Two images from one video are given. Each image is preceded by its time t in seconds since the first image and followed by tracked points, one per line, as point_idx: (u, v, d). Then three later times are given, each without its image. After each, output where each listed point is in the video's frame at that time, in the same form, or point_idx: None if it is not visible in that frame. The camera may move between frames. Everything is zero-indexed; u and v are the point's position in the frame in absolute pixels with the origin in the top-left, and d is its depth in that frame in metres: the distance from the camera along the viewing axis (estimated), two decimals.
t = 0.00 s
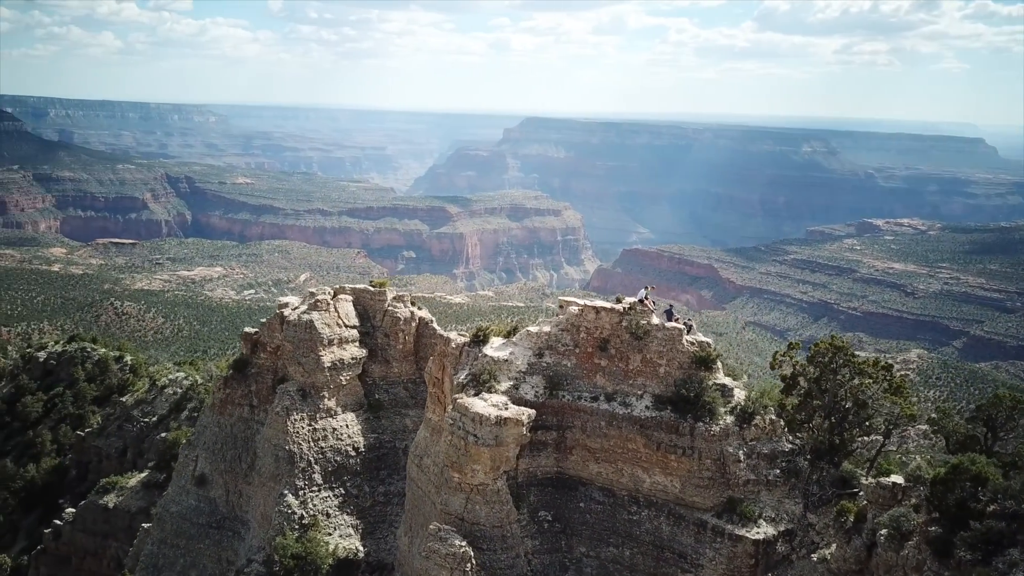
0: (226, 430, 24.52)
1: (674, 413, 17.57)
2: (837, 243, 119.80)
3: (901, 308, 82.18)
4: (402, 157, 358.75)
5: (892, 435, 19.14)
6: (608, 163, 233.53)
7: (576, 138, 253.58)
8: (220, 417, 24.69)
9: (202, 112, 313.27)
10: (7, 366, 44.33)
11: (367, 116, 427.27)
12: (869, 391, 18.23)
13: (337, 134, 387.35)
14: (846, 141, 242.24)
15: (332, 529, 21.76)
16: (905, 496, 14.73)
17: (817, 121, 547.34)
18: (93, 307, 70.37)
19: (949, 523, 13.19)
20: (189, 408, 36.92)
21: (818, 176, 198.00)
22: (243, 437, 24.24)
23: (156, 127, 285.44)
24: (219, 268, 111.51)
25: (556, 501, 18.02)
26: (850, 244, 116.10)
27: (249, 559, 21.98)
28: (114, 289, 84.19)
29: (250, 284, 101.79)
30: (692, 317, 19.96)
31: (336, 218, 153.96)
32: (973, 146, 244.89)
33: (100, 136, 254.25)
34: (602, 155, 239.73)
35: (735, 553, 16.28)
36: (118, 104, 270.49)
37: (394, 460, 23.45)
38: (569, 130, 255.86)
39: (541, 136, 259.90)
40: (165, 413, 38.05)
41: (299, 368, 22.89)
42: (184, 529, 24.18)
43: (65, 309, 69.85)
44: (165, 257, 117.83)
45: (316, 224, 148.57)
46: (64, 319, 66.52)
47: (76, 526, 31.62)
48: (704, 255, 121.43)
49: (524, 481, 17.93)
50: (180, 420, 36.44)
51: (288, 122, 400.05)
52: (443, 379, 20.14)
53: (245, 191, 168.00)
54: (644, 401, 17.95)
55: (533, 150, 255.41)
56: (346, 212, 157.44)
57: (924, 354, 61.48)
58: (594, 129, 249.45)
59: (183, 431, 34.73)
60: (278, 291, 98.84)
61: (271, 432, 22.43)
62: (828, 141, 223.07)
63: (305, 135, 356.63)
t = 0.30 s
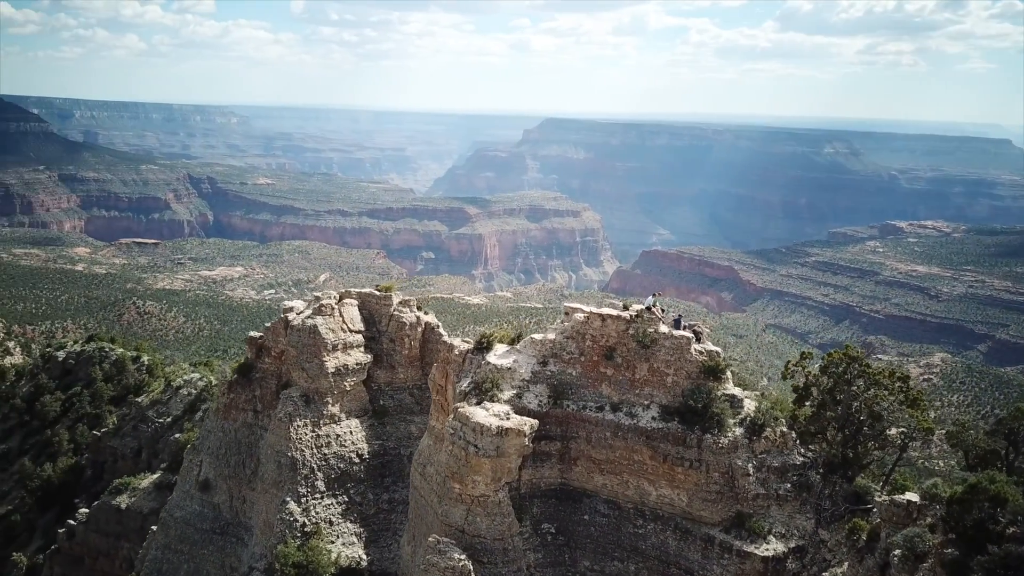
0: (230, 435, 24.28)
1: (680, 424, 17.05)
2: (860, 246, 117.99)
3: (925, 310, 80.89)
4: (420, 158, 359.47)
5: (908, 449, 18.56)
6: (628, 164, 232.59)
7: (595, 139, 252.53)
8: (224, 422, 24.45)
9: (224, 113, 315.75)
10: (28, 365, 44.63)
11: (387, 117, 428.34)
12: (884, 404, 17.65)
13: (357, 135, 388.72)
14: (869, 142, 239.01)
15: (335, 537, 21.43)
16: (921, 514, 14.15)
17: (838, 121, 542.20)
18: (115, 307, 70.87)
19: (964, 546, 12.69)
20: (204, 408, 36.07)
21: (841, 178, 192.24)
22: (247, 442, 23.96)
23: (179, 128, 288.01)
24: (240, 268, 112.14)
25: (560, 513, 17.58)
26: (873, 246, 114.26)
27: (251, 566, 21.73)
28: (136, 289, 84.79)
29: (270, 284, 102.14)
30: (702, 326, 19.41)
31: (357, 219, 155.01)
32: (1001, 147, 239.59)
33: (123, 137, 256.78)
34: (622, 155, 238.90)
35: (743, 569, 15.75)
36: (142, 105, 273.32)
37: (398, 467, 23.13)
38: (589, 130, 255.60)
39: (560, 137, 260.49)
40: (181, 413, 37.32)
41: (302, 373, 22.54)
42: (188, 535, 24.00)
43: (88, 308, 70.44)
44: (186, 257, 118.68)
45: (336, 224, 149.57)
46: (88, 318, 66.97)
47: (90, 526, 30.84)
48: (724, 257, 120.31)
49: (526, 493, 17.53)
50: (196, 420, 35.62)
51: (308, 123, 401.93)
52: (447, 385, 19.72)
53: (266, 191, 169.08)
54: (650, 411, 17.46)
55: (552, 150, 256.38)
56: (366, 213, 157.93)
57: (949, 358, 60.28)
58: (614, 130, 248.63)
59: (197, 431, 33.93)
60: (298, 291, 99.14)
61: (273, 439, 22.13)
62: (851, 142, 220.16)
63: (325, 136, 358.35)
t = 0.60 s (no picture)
0: (234, 440, 24.03)
1: (687, 436, 16.52)
2: (883, 247, 116.21)
3: (949, 313, 79.47)
4: (440, 159, 359.73)
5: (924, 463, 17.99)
6: (647, 165, 231.54)
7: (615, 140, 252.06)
8: (228, 427, 24.24)
9: (246, 114, 318.00)
10: (48, 365, 44.67)
11: (407, 118, 429.11)
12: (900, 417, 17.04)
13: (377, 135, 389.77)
14: (893, 143, 235.67)
15: (336, 545, 21.09)
16: (936, 534, 14.92)
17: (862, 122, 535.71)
18: (138, 305, 71.30)
19: (983, 567, 14.04)
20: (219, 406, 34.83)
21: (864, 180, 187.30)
22: (250, 447, 23.71)
23: (201, 128, 290.34)
24: (261, 268, 112.69)
25: (563, 525, 17.11)
26: (896, 248, 112.43)
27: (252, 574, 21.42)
28: (157, 288, 85.40)
29: (290, 283, 102.40)
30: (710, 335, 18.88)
31: (377, 219, 155.38)
32: None
33: (147, 138, 259.27)
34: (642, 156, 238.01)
35: None
36: (165, 106, 275.95)
37: (402, 474, 22.81)
38: (609, 131, 254.92)
39: (580, 138, 260.39)
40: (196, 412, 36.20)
41: (305, 378, 22.23)
42: (190, 541, 23.75)
43: (111, 306, 70.95)
44: (208, 256, 119.50)
45: (357, 225, 150.25)
46: (110, 317, 67.35)
47: (102, 526, 29.60)
48: (744, 258, 119.25)
49: (528, 504, 17.08)
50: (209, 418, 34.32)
51: (329, 124, 403.63)
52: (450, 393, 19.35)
53: (287, 192, 169.98)
54: (655, 422, 16.96)
55: (572, 151, 256.13)
56: (385, 213, 158.28)
57: (973, 361, 59.09)
58: (634, 131, 247.73)
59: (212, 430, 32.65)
60: (318, 291, 99.34)
61: (276, 445, 21.86)
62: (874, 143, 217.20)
63: (346, 137, 359.88)
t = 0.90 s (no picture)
0: (233, 446, 23.76)
1: (689, 448, 16.00)
2: (905, 249, 114.45)
3: (972, 316, 78.07)
4: (458, 159, 359.58)
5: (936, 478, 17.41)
6: (666, 166, 230.39)
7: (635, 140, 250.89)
8: (228, 431, 23.98)
9: (266, 115, 320.06)
10: (66, 364, 44.56)
11: (427, 118, 429.88)
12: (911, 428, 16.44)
13: (396, 136, 390.95)
14: (916, 144, 232.49)
15: (335, 553, 20.73)
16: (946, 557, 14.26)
17: (884, 123, 529.61)
18: (158, 304, 71.48)
19: None
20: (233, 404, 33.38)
21: (886, 180, 183.68)
22: (250, 453, 23.43)
23: (222, 129, 292.38)
24: (280, 268, 113.08)
25: (562, 538, 16.66)
26: (918, 250, 110.69)
27: None
28: (178, 287, 85.76)
29: (308, 283, 102.59)
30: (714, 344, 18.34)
31: (395, 219, 155.49)
32: None
33: (168, 138, 261.20)
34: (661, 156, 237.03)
35: None
36: (187, 107, 278.14)
37: (403, 481, 22.46)
38: (628, 131, 254.24)
39: (599, 138, 259.78)
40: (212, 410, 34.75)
41: (305, 383, 21.86)
42: (191, 546, 23.54)
43: (132, 305, 71.28)
44: (228, 256, 120.08)
45: (376, 225, 150.73)
46: (131, 315, 67.45)
47: (112, 527, 28.34)
48: (764, 259, 118.11)
49: (525, 517, 16.61)
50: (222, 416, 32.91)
51: (348, 125, 405.36)
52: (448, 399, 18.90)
53: (306, 192, 170.65)
54: (657, 433, 16.47)
55: (590, 151, 255.62)
56: (404, 213, 158.35)
57: (998, 366, 57.89)
58: (653, 131, 246.64)
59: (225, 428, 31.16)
60: (336, 290, 99.45)
61: (274, 451, 21.54)
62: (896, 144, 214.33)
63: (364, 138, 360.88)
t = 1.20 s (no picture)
0: (233, 449, 23.53)
1: (689, 459, 15.54)
2: (928, 251, 112.49)
3: (996, 319, 76.46)
4: (475, 159, 359.23)
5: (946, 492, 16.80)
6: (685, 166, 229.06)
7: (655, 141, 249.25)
8: (228, 434, 23.73)
9: (286, 115, 321.79)
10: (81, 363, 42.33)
11: (445, 119, 430.22)
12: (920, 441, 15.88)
13: (415, 137, 391.59)
14: (939, 144, 228.90)
15: (332, 560, 20.42)
16: None
17: (906, 124, 522.78)
18: (178, 303, 71.65)
19: None
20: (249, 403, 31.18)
21: (908, 181, 179.67)
22: (249, 456, 23.19)
23: (242, 129, 294.10)
24: (298, 267, 113.28)
25: (558, 549, 16.20)
26: (941, 251, 108.77)
27: None
28: (197, 286, 86.18)
29: (327, 283, 102.63)
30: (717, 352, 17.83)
31: (412, 219, 155.37)
32: None
33: (189, 138, 263.12)
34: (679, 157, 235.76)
35: None
36: (208, 108, 279.97)
37: (402, 487, 22.11)
38: (647, 132, 253.28)
39: (617, 139, 258.92)
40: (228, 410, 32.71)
41: (303, 387, 21.55)
42: (190, 550, 23.32)
43: (152, 304, 71.52)
44: (247, 255, 120.52)
45: (393, 225, 150.88)
46: (151, 314, 67.63)
47: (123, 526, 27.48)
48: (783, 261, 116.79)
49: (522, 527, 16.16)
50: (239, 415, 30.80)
51: (367, 125, 406.52)
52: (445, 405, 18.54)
53: (325, 192, 171.03)
54: (657, 443, 16.01)
55: (609, 152, 254.78)
56: (422, 214, 158.34)
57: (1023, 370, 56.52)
58: (672, 131, 245.27)
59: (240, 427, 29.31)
60: (354, 290, 99.39)
61: (272, 455, 21.24)
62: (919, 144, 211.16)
63: (383, 138, 361.61)
